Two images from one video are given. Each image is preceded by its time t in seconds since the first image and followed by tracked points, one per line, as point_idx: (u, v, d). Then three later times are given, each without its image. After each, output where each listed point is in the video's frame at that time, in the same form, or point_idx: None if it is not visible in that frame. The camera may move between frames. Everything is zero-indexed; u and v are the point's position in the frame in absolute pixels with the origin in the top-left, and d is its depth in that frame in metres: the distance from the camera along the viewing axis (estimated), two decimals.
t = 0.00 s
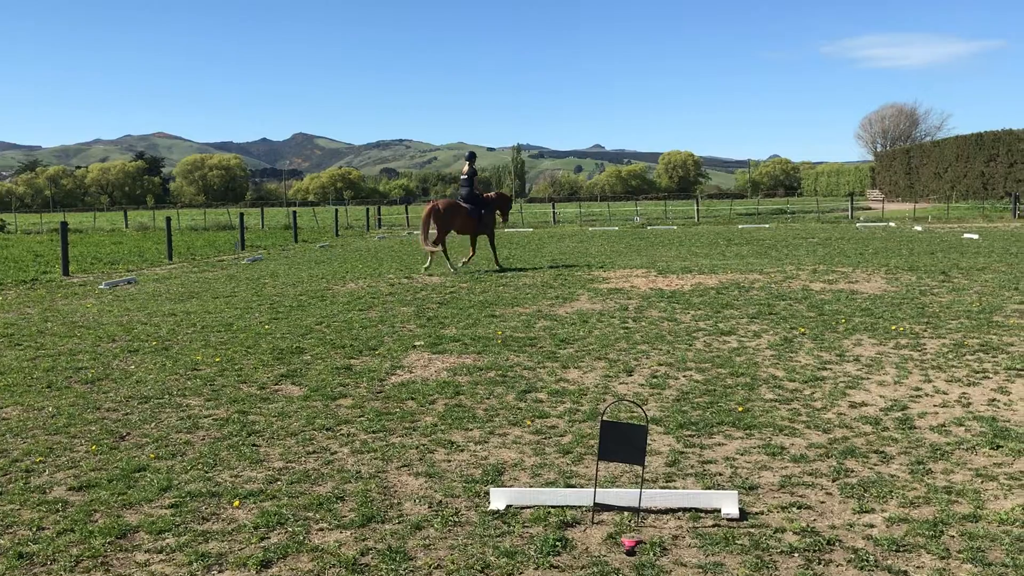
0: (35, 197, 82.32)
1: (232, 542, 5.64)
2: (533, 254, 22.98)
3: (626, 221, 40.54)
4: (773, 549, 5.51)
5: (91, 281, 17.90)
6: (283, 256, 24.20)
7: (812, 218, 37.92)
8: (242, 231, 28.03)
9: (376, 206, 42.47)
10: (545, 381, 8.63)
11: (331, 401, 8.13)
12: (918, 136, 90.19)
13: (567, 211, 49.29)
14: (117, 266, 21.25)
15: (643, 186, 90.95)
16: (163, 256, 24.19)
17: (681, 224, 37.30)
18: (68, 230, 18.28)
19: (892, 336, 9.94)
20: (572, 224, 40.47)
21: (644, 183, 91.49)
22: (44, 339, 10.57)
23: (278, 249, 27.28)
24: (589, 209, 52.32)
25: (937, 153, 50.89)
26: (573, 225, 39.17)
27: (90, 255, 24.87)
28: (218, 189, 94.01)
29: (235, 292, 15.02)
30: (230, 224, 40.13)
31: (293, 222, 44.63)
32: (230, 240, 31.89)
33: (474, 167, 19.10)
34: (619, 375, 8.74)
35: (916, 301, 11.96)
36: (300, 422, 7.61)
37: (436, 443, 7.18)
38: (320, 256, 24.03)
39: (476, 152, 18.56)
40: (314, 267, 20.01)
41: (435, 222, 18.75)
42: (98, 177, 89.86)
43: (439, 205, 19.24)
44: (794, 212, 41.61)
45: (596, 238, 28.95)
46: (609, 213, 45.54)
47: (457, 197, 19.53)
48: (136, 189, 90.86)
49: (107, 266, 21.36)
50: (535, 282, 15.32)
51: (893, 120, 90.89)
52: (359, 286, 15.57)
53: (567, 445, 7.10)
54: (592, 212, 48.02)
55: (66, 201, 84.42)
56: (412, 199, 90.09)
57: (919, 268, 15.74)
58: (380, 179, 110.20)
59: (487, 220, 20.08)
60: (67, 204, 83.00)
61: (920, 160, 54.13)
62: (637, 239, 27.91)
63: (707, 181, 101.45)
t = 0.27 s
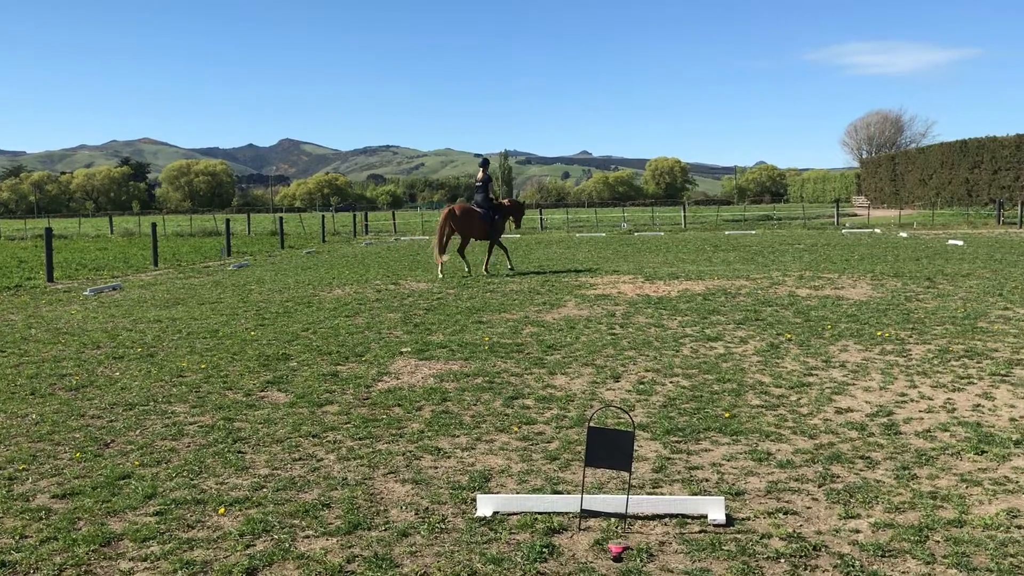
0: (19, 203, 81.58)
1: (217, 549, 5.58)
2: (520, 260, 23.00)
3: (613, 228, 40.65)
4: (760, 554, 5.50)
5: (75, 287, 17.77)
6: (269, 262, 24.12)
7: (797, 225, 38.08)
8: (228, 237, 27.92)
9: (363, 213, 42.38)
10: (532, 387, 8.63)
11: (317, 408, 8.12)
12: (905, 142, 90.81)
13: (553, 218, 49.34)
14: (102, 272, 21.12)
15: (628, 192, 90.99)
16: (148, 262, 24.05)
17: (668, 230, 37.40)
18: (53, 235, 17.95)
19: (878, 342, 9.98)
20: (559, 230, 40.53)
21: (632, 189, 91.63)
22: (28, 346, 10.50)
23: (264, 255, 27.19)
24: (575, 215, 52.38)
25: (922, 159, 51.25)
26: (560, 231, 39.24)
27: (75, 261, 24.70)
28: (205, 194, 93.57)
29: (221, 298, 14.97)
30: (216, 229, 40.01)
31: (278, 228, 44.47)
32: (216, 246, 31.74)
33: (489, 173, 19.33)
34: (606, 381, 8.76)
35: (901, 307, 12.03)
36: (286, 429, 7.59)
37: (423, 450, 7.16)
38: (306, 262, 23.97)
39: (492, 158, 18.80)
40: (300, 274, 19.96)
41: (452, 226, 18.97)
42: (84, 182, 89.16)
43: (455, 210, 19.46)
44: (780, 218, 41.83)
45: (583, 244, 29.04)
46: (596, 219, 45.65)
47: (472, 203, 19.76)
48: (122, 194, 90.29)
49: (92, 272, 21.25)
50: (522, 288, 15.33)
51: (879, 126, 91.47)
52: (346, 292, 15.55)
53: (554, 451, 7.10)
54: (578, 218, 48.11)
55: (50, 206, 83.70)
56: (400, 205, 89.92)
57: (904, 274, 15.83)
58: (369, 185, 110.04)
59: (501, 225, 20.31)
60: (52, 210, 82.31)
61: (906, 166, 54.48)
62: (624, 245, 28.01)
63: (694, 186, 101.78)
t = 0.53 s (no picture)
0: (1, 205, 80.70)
1: (200, 554, 5.53)
2: (507, 264, 23.03)
3: (600, 232, 40.75)
4: (744, 558, 5.50)
5: (59, 291, 17.64)
6: (254, 266, 24.02)
7: (783, 230, 38.27)
8: (214, 240, 27.79)
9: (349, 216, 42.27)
10: (518, 392, 8.64)
11: (302, 413, 8.10)
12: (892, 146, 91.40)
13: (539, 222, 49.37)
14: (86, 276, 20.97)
15: (615, 197, 90.98)
16: (133, 266, 23.90)
17: (654, 235, 37.50)
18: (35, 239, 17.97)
19: (862, 346, 10.04)
20: (546, 235, 40.57)
21: (618, 194, 91.73)
22: (10, 350, 10.41)
23: (250, 259, 27.07)
24: (561, 220, 52.39)
25: (906, 165, 51.59)
26: (547, 236, 39.27)
27: (58, 264, 24.51)
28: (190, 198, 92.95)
29: (206, 302, 14.91)
30: (202, 233, 39.79)
31: (264, 232, 44.24)
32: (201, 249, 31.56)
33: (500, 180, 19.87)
34: (592, 386, 8.78)
35: (885, 312, 12.11)
36: (270, 433, 7.57)
37: (408, 455, 7.15)
38: (291, 266, 23.88)
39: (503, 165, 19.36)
40: (286, 277, 19.89)
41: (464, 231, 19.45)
42: (68, 185, 88.26)
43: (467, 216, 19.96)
44: (765, 223, 42.01)
45: (570, 248, 29.10)
46: (583, 224, 45.71)
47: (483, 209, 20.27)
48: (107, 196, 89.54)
49: (75, 276, 21.10)
50: (509, 292, 15.33)
51: (862, 132, 92.04)
52: (331, 296, 15.52)
53: (540, 455, 7.10)
54: (564, 223, 48.15)
55: (34, 209, 82.79)
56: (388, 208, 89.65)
57: (888, 279, 15.92)
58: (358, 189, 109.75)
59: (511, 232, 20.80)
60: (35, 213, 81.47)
61: (890, 172, 54.83)
62: (611, 250, 28.07)
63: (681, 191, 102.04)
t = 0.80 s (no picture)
0: None
1: (186, 557, 5.49)
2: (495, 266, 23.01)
3: (588, 235, 40.78)
4: (731, 560, 5.50)
5: (44, 293, 17.49)
6: (241, 268, 23.89)
7: (770, 233, 38.39)
8: (200, 242, 27.63)
9: (336, 218, 42.15)
10: (506, 394, 8.65)
11: (289, 415, 8.09)
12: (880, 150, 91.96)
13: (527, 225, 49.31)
14: (72, 278, 20.82)
15: (604, 199, 91.02)
16: (119, 268, 23.73)
17: (642, 238, 37.58)
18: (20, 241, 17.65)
19: (848, 349, 10.09)
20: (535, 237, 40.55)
21: (607, 197, 91.78)
22: None
23: (236, 261, 26.94)
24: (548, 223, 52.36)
25: (892, 169, 51.90)
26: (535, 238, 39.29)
27: (43, 266, 24.30)
28: (177, 199, 92.40)
29: (192, 304, 14.84)
30: (188, 235, 39.60)
31: (250, 233, 43.99)
32: (187, 252, 31.35)
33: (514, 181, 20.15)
34: (579, 389, 8.79)
35: (871, 315, 12.18)
36: (257, 436, 7.55)
37: (396, 457, 7.14)
38: (278, 268, 23.78)
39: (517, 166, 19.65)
40: (273, 279, 19.81)
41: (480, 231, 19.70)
42: (54, 186, 87.46)
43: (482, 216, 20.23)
44: (752, 227, 42.13)
45: (558, 250, 29.13)
46: (571, 227, 45.69)
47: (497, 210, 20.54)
48: (94, 197, 88.84)
49: (61, 277, 20.96)
50: (497, 294, 15.34)
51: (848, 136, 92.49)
52: (319, 298, 15.49)
53: (527, 458, 7.11)
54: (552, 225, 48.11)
55: (19, 211, 81.93)
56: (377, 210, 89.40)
57: (874, 283, 16.01)
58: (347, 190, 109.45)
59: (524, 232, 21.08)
60: (20, 214, 80.66)
61: (877, 176, 55.14)
62: (600, 252, 28.13)
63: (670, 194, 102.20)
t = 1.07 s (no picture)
0: None
1: (176, 559, 5.46)
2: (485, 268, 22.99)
3: (579, 236, 40.81)
4: (722, 562, 5.50)
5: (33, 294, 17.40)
6: (231, 269, 23.81)
7: (760, 234, 38.50)
8: (190, 243, 27.51)
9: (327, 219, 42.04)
10: (497, 396, 8.66)
11: (279, 417, 8.07)
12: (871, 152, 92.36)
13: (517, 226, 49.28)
14: (60, 279, 20.69)
15: (595, 201, 91.07)
16: (108, 269, 23.61)
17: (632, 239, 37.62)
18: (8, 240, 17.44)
19: (838, 351, 10.14)
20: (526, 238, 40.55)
21: (597, 198, 91.76)
22: None
23: (226, 262, 26.85)
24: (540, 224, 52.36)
25: (883, 171, 52.09)
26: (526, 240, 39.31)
27: (32, 267, 24.14)
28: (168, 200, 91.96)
29: (182, 305, 14.78)
30: (178, 236, 39.42)
31: (240, 234, 43.81)
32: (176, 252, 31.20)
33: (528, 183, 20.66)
34: (571, 390, 8.79)
35: (861, 316, 12.22)
36: (248, 437, 7.53)
37: (387, 459, 7.13)
38: (268, 269, 23.70)
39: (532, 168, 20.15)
40: (263, 281, 19.76)
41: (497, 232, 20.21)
42: (42, 186, 86.89)
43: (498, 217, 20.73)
44: (742, 228, 42.21)
45: (549, 251, 29.15)
46: (562, 228, 45.68)
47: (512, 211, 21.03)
48: (83, 198, 88.34)
49: (50, 278, 20.85)
50: (488, 295, 15.34)
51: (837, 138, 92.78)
52: (309, 299, 15.48)
53: (519, 459, 7.11)
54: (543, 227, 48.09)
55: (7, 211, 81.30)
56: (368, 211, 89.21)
57: (863, 284, 16.08)
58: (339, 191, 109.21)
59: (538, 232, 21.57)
60: (8, 215, 80.08)
61: (867, 178, 55.33)
62: (591, 254, 28.16)
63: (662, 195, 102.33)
